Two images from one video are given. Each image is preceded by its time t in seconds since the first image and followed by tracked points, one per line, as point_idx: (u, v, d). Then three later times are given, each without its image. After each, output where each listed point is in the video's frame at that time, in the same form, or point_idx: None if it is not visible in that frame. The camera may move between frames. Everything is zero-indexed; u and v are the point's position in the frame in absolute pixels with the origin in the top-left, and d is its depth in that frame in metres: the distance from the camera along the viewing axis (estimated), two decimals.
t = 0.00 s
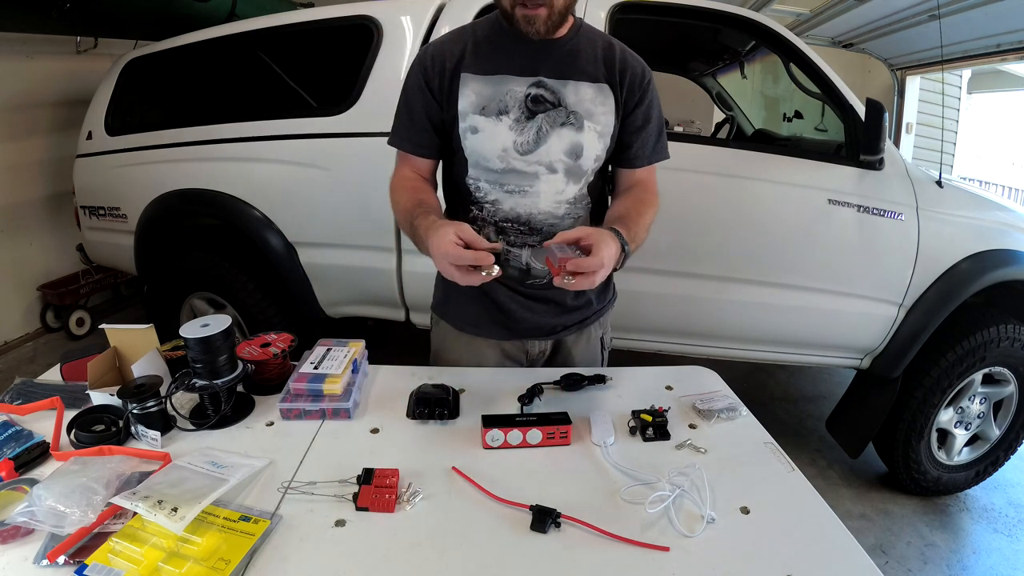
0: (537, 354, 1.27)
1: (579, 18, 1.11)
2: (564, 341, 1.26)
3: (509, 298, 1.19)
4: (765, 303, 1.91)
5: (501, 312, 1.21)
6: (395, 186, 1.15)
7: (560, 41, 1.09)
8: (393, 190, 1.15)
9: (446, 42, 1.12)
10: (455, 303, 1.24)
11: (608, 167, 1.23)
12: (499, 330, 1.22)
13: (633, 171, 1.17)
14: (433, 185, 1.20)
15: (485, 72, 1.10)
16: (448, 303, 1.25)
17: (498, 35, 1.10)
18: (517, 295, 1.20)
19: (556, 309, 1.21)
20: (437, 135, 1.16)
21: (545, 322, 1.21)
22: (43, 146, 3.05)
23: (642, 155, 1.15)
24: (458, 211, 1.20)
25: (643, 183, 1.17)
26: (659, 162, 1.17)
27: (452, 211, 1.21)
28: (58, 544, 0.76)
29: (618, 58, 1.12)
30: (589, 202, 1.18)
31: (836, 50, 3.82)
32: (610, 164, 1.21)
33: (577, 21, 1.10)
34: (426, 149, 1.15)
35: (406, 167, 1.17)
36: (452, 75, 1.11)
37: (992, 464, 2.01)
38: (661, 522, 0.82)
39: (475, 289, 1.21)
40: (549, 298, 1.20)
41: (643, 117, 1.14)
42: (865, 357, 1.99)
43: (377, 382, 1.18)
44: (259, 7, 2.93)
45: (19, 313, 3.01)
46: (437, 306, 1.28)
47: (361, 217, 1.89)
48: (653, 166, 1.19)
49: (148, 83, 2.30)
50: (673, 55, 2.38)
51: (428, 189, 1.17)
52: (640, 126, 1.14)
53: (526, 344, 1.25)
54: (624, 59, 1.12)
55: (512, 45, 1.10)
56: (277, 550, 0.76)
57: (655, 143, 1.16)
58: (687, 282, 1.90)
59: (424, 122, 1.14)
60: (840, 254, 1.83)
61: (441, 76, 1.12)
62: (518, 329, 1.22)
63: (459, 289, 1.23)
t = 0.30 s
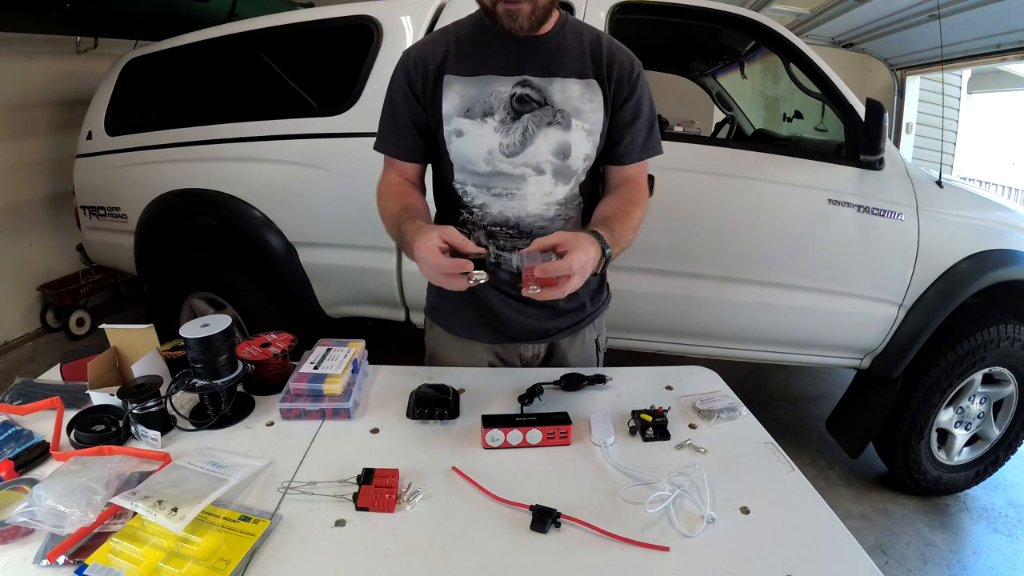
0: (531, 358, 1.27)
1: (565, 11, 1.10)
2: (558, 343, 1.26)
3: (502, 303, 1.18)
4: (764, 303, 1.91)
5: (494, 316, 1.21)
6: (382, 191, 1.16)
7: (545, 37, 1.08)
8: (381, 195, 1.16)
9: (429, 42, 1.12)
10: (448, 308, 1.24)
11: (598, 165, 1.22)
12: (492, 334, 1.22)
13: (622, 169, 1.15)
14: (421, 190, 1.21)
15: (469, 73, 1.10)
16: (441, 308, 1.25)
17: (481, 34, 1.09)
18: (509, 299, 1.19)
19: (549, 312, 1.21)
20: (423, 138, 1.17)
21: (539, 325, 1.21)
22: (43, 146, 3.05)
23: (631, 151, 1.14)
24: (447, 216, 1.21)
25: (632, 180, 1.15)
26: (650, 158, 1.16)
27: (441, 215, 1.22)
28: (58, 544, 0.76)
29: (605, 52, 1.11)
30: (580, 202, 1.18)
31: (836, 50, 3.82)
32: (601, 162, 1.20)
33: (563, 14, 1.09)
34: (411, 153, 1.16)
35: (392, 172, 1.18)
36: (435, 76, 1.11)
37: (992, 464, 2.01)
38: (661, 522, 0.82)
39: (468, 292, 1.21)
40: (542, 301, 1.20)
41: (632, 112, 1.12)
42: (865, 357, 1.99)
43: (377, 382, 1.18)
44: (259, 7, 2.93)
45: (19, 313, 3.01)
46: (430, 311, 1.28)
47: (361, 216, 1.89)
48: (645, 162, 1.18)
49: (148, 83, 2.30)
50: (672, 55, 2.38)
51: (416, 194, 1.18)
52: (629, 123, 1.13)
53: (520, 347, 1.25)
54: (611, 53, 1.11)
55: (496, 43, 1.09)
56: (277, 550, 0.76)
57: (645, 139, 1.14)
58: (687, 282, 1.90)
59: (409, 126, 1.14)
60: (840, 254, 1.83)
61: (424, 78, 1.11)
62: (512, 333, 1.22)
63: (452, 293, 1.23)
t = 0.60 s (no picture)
0: (529, 359, 1.26)
1: (554, 7, 1.09)
2: (557, 344, 1.26)
3: (497, 304, 1.19)
4: (764, 303, 1.91)
5: (490, 319, 1.21)
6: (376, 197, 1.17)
7: (534, 36, 1.08)
8: (375, 201, 1.17)
9: (417, 45, 1.12)
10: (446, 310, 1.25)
11: (593, 163, 1.21)
12: (489, 336, 1.23)
13: (614, 166, 1.14)
14: (415, 194, 1.22)
15: (457, 76, 1.10)
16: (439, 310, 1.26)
17: (468, 35, 1.09)
18: (505, 300, 1.19)
19: (545, 313, 1.21)
20: (414, 142, 1.18)
21: (537, 326, 1.21)
22: (43, 146, 3.05)
23: (624, 148, 1.13)
24: (441, 219, 1.22)
25: (625, 177, 1.14)
26: (643, 153, 1.14)
27: (436, 218, 1.23)
28: (58, 544, 0.76)
29: (596, 47, 1.10)
30: (574, 202, 1.18)
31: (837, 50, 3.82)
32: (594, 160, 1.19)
33: (552, 11, 1.08)
34: (403, 158, 1.17)
35: (384, 177, 1.19)
36: (424, 80, 1.12)
37: (992, 464, 2.01)
38: (662, 522, 0.82)
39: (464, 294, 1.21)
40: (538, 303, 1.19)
41: (624, 107, 1.11)
42: (865, 357, 1.99)
43: (377, 382, 1.18)
44: (259, 7, 2.93)
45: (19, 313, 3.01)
46: (427, 312, 1.29)
47: (361, 216, 1.89)
48: (639, 158, 1.16)
49: (148, 83, 2.30)
50: (672, 55, 2.38)
51: (410, 199, 1.19)
52: (620, 119, 1.12)
53: (518, 348, 1.25)
54: (601, 48, 1.10)
55: (485, 43, 1.09)
56: (277, 550, 0.76)
57: (638, 136, 1.13)
58: (687, 282, 1.90)
59: (400, 131, 1.15)
60: (839, 254, 1.83)
61: (413, 82, 1.12)
62: (509, 335, 1.22)
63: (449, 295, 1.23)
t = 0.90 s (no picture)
0: (529, 359, 1.26)
1: (551, 7, 1.09)
2: (556, 344, 1.26)
3: (496, 304, 1.19)
4: (764, 303, 1.91)
5: (490, 319, 1.21)
6: (375, 198, 1.17)
7: (532, 36, 1.08)
8: (374, 202, 1.17)
9: (414, 46, 1.12)
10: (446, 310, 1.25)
11: (591, 163, 1.21)
12: (489, 337, 1.23)
13: (612, 166, 1.15)
14: (414, 195, 1.22)
15: (455, 77, 1.10)
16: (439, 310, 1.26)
17: (466, 36, 1.09)
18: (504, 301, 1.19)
19: (545, 313, 1.21)
20: (413, 144, 1.18)
21: (536, 327, 1.21)
22: (43, 146, 3.05)
23: (622, 147, 1.13)
24: (441, 220, 1.22)
25: (623, 177, 1.14)
26: (642, 153, 1.14)
27: (436, 219, 1.23)
28: (58, 544, 0.76)
29: (593, 46, 1.10)
30: (573, 202, 1.18)
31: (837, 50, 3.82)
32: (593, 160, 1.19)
33: (549, 10, 1.08)
34: (402, 159, 1.17)
35: (383, 179, 1.19)
36: (422, 81, 1.12)
37: (992, 464, 2.01)
38: (661, 522, 0.82)
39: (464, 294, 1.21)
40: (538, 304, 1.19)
41: (622, 107, 1.11)
42: (865, 357, 2.00)
43: (377, 382, 1.18)
44: (259, 7, 2.93)
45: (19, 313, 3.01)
46: (427, 312, 1.30)
47: (361, 216, 1.89)
48: (638, 158, 1.16)
49: (148, 83, 2.30)
50: (672, 55, 2.38)
51: (409, 200, 1.19)
52: (619, 118, 1.12)
53: (517, 348, 1.25)
54: (599, 48, 1.10)
55: (483, 44, 1.09)
56: (277, 550, 0.76)
57: (637, 135, 1.13)
58: (687, 282, 1.90)
59: (399, 132, 1.15)
60: (839, 254, 1.83)
61: (411, 84, 1.12)
62: (509, 336, 1.22)
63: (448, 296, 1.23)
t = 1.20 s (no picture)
0: (528, 359, 1.26)
1: (553, 7, 1.08)
2: (556, 344, 1.25)
3: (496, 305, 1.19)
4: (765, 304, 1.91)
5: (490, 319, 1.21)
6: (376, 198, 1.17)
7: (533, 36, 1.08)
8: (375, 202, 1.17)
9: (415, 46, 1.12)
10: (446, 310, 1.25)
11: (592, 164, 1.21)
12: (489, 337, 1.23)
13: (613, 167, 1.15)
14: (415, 194, 1.22)
15: (456, 78, 1.10)
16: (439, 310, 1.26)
17: (467, 36, 1.09)
18: (504, 301, 1.19)
19: (545, 314, 1.21)
20: (414, 144, 1.18)
21: (536, 327, 1.21)
22: (44, 146, 3.05)
23: (623, 148, 1.13)
24: (441, 220, 1.22)
25: (624, 178, 1.14)
26: (643, 154, 1.14)
27: (437, 219, 1.23)
28: (58, 544, 0.76)
29: (594, 47, 1.10)
30: (573, 203, 1.18)
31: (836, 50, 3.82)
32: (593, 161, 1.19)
33: (550, 10, 1.08)
34: (402, 159, 1.17)
35: (384, 179, 1.19)
36: (423, 82, 1.12)
37: (992, 464, 2.01)
38: (661, 522, 0.82)
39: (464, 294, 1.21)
40: (537, 304, 1.19)
41: (623, 108, 1.11)
42: (865, 357, 2.00)
43: (377, 381, 1.18)
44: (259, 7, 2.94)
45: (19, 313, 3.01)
46: (427, 311, 1.30)
47: (361, 215, 1.89)
48: (639, 159, 1.16)
49: (148, 83, 2.30)
50: (673, 54, 2.38)
51: (409, 200, 1.18)
52: (619, 120, 1.12)
53: (517, 348, 1.24)
54: (600, 48, 1.10)
55: (484, 44, 1.09)
56: (277, 550, 0.76)
57: (638, 136, 1.13)
58: (687, 282, 1.90)
59: (399, 133, 1.15)
60: (839, 254, 1.83)
61: (412, 85, 1.12)
62: (509, 336, 1.22)
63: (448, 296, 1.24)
